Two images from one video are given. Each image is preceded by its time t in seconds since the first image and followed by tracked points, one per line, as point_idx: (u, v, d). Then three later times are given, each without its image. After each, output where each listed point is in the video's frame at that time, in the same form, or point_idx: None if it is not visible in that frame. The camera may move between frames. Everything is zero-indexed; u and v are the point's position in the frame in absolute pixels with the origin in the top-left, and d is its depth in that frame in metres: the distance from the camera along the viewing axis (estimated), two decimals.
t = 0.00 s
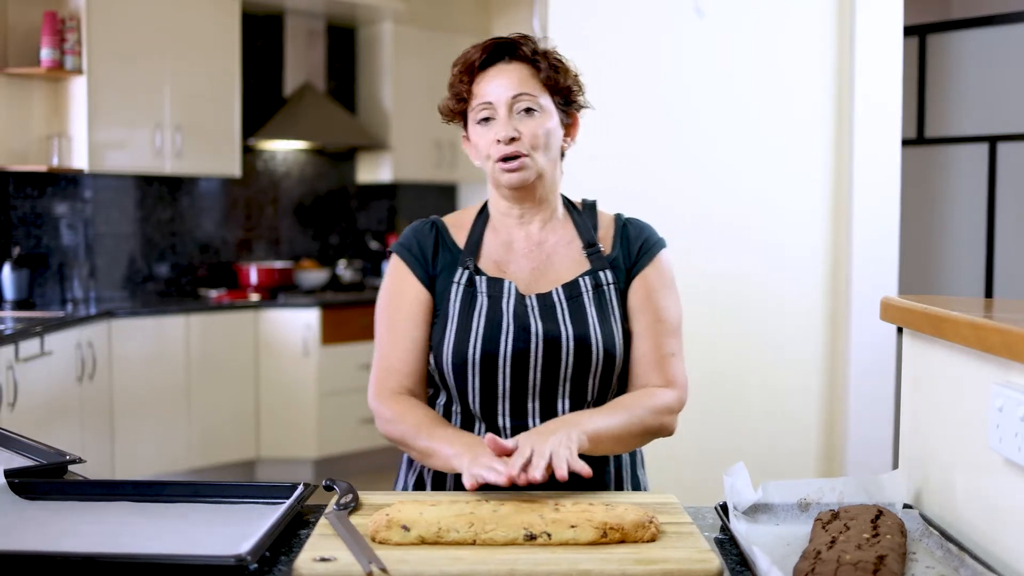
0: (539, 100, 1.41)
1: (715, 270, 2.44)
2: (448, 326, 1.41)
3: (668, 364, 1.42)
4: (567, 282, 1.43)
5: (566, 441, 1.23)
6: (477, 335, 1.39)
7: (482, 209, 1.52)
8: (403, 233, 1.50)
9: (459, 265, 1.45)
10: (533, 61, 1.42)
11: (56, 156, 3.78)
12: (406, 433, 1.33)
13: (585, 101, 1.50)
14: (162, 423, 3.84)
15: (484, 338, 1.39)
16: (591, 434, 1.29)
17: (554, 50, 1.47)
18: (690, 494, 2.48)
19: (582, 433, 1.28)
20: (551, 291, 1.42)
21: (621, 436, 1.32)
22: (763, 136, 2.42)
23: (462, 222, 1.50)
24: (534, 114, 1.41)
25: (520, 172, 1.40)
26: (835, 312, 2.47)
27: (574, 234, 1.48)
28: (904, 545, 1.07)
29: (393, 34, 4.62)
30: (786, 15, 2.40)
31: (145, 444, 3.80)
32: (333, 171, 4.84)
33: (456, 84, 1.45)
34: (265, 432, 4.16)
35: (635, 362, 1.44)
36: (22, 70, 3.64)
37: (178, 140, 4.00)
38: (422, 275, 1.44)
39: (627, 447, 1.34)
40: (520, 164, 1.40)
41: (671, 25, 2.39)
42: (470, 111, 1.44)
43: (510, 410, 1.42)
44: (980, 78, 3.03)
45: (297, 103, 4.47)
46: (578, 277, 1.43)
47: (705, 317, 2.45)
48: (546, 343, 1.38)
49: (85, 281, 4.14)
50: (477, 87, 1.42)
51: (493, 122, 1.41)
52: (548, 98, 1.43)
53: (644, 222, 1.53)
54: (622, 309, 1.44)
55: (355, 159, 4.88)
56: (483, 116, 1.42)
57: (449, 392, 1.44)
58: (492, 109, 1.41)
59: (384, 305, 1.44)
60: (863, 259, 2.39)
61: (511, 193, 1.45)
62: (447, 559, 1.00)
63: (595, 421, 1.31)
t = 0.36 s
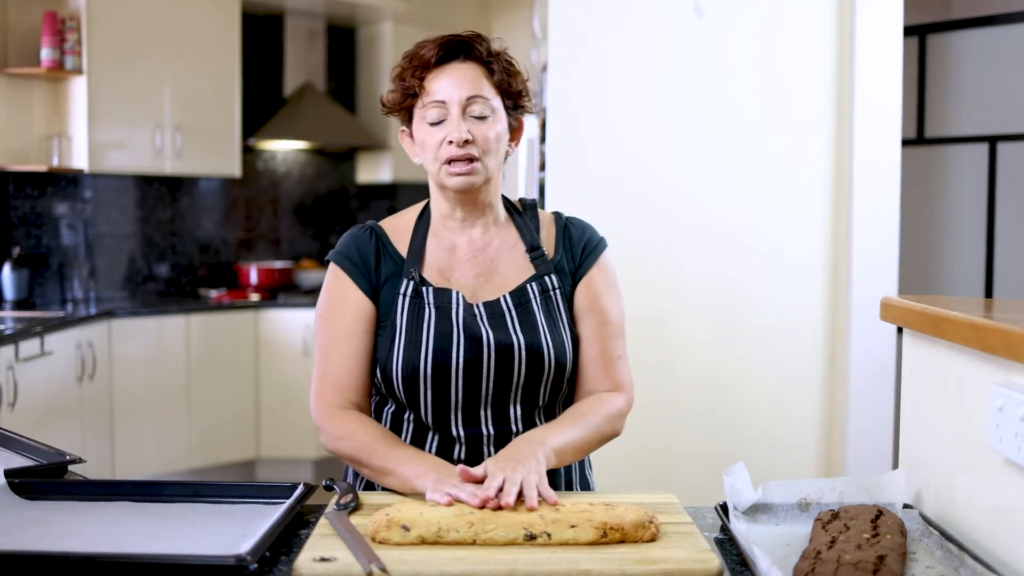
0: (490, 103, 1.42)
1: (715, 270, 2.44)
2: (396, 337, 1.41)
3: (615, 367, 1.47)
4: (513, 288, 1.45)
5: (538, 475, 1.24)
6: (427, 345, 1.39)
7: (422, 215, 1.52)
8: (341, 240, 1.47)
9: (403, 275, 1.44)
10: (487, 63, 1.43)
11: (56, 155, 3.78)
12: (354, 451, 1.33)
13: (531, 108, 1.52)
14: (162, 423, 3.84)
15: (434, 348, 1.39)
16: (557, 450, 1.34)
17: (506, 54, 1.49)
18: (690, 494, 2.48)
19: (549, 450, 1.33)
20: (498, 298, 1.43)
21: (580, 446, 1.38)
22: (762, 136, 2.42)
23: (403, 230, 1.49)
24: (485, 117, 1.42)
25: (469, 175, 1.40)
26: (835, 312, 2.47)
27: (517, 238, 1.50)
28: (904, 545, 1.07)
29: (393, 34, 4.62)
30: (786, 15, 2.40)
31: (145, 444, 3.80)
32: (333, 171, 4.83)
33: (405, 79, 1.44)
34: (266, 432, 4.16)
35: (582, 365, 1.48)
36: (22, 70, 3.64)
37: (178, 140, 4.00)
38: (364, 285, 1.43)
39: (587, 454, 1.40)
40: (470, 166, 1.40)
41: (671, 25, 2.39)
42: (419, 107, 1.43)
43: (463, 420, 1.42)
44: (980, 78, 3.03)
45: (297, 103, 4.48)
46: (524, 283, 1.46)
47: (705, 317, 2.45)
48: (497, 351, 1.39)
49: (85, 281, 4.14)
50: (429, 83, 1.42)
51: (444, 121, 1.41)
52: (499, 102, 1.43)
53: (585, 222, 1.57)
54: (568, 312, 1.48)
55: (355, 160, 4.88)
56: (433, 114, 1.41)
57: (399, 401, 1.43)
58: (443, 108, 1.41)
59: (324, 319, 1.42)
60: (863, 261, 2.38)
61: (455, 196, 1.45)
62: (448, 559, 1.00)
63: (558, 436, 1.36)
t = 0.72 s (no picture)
0: (496, 97, 1.42)
1: (716, 270, 2.44)
2: (400, 333, 1.41)
3: (625, 362, 1.46)
4: (518, 281, 1.45)
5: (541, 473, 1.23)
6: (431, 340, 1.39)
7: (424, 211, 1.51)
8: (345, 238, 1.47)
9: (406, 270, 1.44)
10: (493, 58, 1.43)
11: (56, 156, 3.78)
12: (357, 449, 1.33)
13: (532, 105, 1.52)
14: (162, 423, 3.84)
15: (439, 343, 1.39)
16: (561, 449, 1.33)
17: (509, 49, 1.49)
18: (690, 494, 2.49)
19: (553, 449, 1.32)
20: (503, 291, 1.43)
21: (586, 444, 1.37)
22: (762, 136, 2.42)
23: (407, 227, 1.49)
24: (491, 111, 1.41)
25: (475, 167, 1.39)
26: (835, 312, 2.47)
27: (522, 233, 1.50)
28: (905, 545, 1.07)
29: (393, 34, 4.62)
30: (786, 15, 2.40)
31: (145, 444, 3.80)
32: (333, 171, 4.83)
33: (411, 74, 1.43)
34: (266, 432, 4.16)
35: (590, 360, 1.47)
36: (22, 70, 3.64)
37: (178, 140, 4.00)
38: (367, 283, 1.42)
39: (596, 450, 1.39)
40: (476, 158, 1.38)
41: (671, 25, 2.39)
42: (424, 102, 1.42)
43: (470, 416, 1.42)
44: (981, 78, 3.03)
45: (297, 103, 4.48)
46: (529, 276, 1.45)
47: (705, 318, 2.45)
48: (502, 344, 1.39)
49: (85, 281, 4.14)
50: (434, 77, 1.41)
51: (451, 115, 1.40)
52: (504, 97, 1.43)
53: (589, 216, 1.56)
54: (574, 306, 1.47)
55: (355, 160, 4.88)
56: (440, 108, 1.40)
57: (405, 400, 1.43)
58: (450, 101, 1.40)
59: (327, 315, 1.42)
60: (863, 261, 2.38)
61: (459, 190, 1.44)
62: (448, 559, 1.00)
63: (562, 435, 1.34)
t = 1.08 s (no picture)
0: (535, 98, 1.38)
1: (716, 270, 2.44)
2: (427, 329, 1.39)
3: (665, 365, 1.42)
4: (551, 281, 1.41)
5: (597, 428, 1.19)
6: (457, 338, 1.37)
7: (461, 208, 1.49)
8: (380, 234, 1.47)
9: (437, 266, 1.42)
10: (532, 59, 1.39)
11: (56, 156, 3.78)
12: (373, 428, 1.33)
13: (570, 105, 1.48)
14: (162, 422, 3.84)
15: (464, 341, 1.37)
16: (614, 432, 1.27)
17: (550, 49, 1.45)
18: (690, 494, 2.49)
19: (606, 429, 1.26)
20: (533, 290, 1.40)
21: (639, 434, 1.30)
22: (763, 137, 2.42)
23: (442, 224, 1.47)
24: (530, 113, 1.37)
25: (512, 170, 1.36)
26: (835, 313, 2.47)
27: (558, 233, 1.46)
28: (904, 545, 1.07)
29: (393, 34, 4.62)
30: (786, 15, 2.40)
31: (145, 444, 3.80)
32: (333, 171, 4.84)
33: (449, 73, 1.40)
34: (266, 432, 4.16)
35: (629, 365, 1.43)
36: (22, 70, 3.64)
37: (178, 140, 4.01)
38: (399, 277, 1.42)
39: (643, 447, 1.32)
40: (513, 162, 1.35)
41: (671, 24, 2.39)
42: (462, 102, 1.39)
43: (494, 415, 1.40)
44: (980, 78, 3.03)
45: (297, 103, 4.48)
46: (561, 278, 1.41)
47: (703, 317, 2.45)
48: (528, 344, 1.36)
49: (85, 281, 4.14)
50: (472, 78, 1.38)
51: (488, 117, 1.37)
52: (543, 98, 1.39)
53: (629, 221, 1.51)
54: (608, 312, 1.42)
55: (355, 160, 4.88)
56: (477, 109, 1.37)
57: (432, 394, 1.42)
58: (488, 102, 1.37)
59: (360, 307, 1.43)
60: (862, 261, 2.40)
61: (496, 191, 1.41)
62: (447, 559, 1.00)
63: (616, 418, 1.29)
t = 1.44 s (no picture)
0: (559, 103, 1.37)
1: (716, 270, 2.44)
2: (443, 327, 1.40)
3: (683, 373, 1.41)
4: (567, 282, 1.41)
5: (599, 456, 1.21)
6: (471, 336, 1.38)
7: (482, 208, 1.49)
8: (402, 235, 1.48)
9: (455, 264, 1.43)
10: (560, 63, 1.38)
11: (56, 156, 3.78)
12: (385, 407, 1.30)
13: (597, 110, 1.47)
14: (162, 422, 3.84)
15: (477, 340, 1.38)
16: (623, 456, 1.26)
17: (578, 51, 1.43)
18: (691, 494, 2.49)
19: (614, 455, 1.25)
20: (549, 289, 1.40)
21: (649, 453, 1.30)
22: (764, 138, 2.42)
23: (461, 224, 1.48)
24: (553, 117, 1.36)
25: (530, 174, 1.36)
26: (835, 313, 2.47)
27: (577, 233, 1.45)
28: (904, 545, 1.07)
29: (393, 34, 4.62)
30: (786, 15, 2.40)
31: (146, 444, 3.80)
32: (333, 171, 4.84)
33: (475, 69, 1.39)
34: (266, 432, 4.16)
35: (647, 370, 1.43)
36: (22, 70, 3.64)
37: (178, 140, 4.01)
38: (415, 280, 1.43)
39: (655, 463, 1.32)
40: (532, 166, 1.35)
41: (671, 24, 2.38)
42: (486, 100, 1.39)
43: (506, 415, 1.38)
44: (980, 78, 3.03)
45: (297, 103, 4.48)
46: (578, 278, 1.41)
47: (703, 317, 2.45)
48: (541, 344, 1.37)
49: (85, 281, 4.14)
50: (498, 77, 1.37)
51: (511, 118, 1.36)
52: (567, 103, 1.38)
53: (650, 223, 1.50)
54: (623, 312, 1.41)
55: (355, 160, 4.88)
56: (501, 110, 1.36)
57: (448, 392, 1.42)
58: (512, 104, 1.36)
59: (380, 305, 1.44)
60: (862, 263, 2.40)
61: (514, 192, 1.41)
62: (447, 559, 1.00)
63: (625, 442, 1.28)
